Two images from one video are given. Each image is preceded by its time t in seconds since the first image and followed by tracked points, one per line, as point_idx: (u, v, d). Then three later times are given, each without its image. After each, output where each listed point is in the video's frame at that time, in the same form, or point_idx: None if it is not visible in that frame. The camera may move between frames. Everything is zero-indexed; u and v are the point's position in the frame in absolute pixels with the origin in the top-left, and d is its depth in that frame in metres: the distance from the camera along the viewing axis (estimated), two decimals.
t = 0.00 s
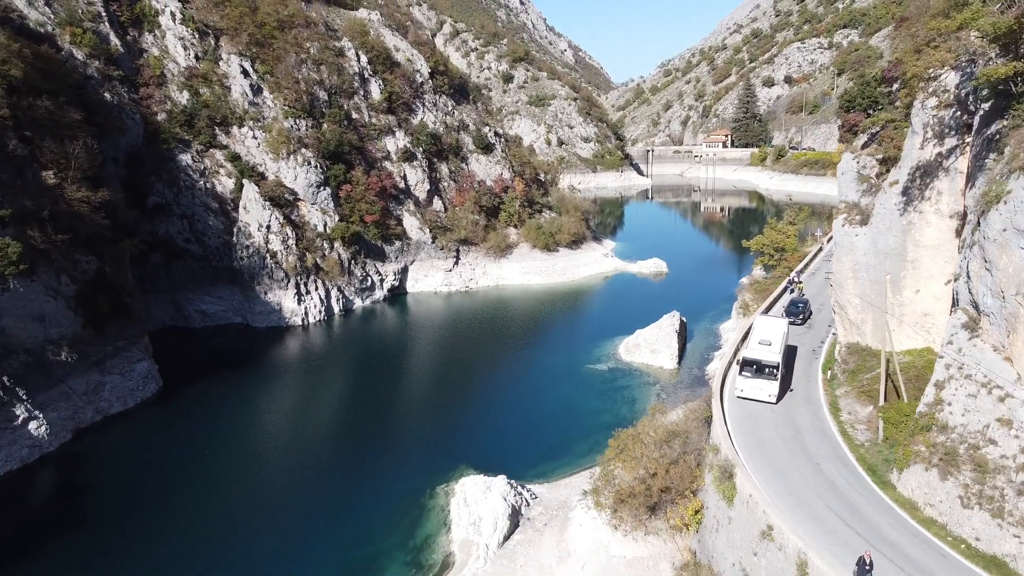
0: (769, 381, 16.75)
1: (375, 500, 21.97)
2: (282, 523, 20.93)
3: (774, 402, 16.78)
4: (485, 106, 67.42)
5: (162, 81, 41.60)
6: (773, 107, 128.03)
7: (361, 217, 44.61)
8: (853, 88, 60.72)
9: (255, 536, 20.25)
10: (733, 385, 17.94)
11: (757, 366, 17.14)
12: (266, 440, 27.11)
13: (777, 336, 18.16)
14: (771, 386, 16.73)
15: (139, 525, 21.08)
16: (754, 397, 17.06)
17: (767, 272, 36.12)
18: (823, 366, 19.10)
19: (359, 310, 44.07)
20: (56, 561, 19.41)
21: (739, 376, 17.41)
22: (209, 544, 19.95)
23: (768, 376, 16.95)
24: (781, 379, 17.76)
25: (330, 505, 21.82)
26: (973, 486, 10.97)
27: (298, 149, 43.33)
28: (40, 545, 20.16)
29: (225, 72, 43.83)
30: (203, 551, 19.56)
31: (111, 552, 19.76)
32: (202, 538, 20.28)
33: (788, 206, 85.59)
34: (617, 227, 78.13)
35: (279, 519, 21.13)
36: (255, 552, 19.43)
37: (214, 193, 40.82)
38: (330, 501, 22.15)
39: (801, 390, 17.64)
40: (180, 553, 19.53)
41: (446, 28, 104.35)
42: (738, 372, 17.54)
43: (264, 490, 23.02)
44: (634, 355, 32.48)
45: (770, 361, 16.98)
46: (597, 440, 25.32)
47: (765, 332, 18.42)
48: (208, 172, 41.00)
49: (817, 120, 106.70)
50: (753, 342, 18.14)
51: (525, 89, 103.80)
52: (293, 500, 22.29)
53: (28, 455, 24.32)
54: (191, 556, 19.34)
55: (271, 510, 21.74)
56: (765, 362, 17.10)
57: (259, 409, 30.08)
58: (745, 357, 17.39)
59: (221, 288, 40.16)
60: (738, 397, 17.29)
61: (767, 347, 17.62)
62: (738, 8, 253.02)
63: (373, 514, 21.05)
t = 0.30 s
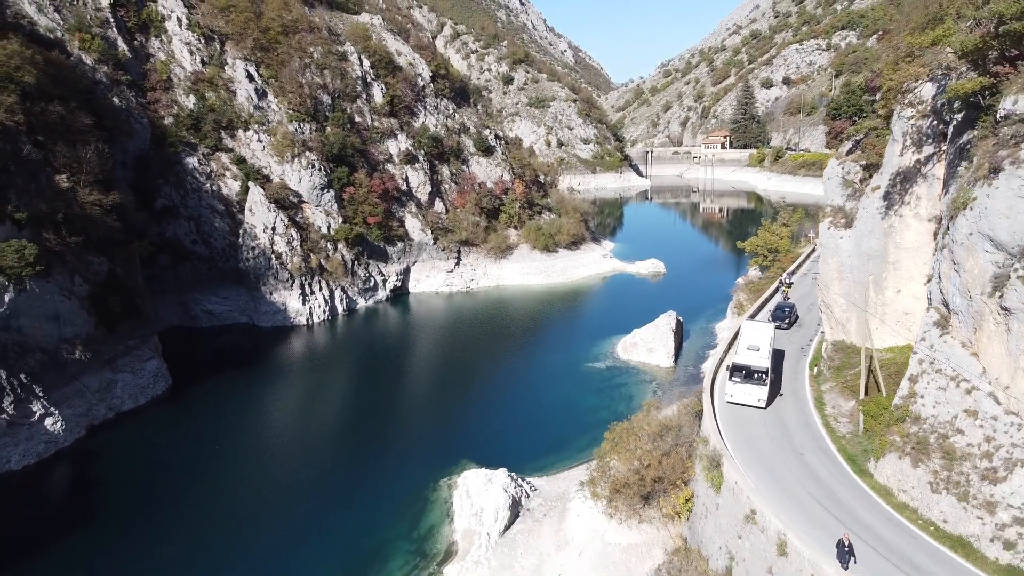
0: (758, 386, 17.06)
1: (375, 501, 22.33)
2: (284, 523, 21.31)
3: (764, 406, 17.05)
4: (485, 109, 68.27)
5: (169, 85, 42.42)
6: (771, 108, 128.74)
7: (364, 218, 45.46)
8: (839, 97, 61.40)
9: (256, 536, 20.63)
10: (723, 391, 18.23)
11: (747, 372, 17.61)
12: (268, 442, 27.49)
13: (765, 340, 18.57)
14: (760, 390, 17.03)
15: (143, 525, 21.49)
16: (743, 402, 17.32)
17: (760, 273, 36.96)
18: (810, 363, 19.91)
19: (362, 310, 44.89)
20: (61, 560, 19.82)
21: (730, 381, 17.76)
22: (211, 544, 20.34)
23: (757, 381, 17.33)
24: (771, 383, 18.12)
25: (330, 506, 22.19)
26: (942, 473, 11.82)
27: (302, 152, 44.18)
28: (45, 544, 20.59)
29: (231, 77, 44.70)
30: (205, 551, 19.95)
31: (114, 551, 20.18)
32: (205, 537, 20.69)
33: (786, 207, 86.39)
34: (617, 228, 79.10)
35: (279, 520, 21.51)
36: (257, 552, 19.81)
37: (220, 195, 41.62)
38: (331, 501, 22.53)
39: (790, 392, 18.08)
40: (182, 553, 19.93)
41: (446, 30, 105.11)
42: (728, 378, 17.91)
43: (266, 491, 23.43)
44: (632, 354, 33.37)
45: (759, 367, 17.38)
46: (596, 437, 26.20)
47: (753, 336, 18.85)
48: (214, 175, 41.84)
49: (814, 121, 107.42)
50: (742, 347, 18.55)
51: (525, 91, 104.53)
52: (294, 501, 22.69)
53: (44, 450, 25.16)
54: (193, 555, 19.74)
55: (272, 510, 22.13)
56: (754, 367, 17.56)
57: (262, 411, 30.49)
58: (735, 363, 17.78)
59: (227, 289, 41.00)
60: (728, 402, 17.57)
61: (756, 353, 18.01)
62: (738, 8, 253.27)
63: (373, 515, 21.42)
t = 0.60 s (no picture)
0: (750, 391, 17.15)
1: (375, 501, 22.76)
2: (284, 523, 21.72)
3: (755, 411, 17.20)
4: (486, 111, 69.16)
5: (176, 89, 43.26)
6: (769, 109, 129.44)
7: (367, 220, 46.24)
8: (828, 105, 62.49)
9: (257, 537, 21.05)
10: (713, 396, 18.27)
11: (737, 376, 17.59)
12: (269, 442, 27.91)
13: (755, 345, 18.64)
14: (751, 396, 17.14)
15: (145, 525, 21.92)
16: (735, 406, 17.43)
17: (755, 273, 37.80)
18: (798, 360, 20.75)
19: (365, 310, 45.73)
20: (65, 559, 20.27)
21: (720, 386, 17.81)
22: (212, 544, 20.76)
23: (748, 386, 17.40)
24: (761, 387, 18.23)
25: (332, 506, 22.66)
26: (914, 460, 12.66)
27: (306, 155, 45.01)
28: (49, 543, 21.04)
29: (236, 81, 45.54)
30: (206, 551, 20.37)
31: (117, 550, 20.62)
32: (206, 537, 21.13)
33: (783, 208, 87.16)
34: (617, 228, 80.05)
35: (280, 520, 21.92)
36: (257, 552, 20.22)
37: (225, 197, 42.44)
38: (331, 502, 22.94)
39: (780, 394, 18.37)
40: (184, 552, 20.37)
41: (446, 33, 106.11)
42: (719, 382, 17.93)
43: (267, 492, 23.85)
44: (629, 352, 34.24)
45: (750, 372, 17.44)
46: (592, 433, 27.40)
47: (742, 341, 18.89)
48: (220, 177, 42.67)
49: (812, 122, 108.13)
50: (733, 351, 18.60)
51: (525, 92, 105.33)
52: (295, 501, 23.12)
53: (60, 445, 26.05)
54: (195, 555, 20.17)
55: (273, 510, 22.55)
56: (744, 372, 17.56)
57: (263, 412, 30.93)
58: (726, 368, 17.79)
59: (233, 289, 41.86)
60: (720, 406, 17.67)
61: (746, 357, 18.08)
62: (738, 8, 253.47)
63: (373, 515, 21.85)
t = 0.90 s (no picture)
0: (742, 395, 17.35)
1: (377, 499, 23.26)
2: (285, 524, 22.08)
3: (748, 415, 17.40)
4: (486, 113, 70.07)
5: (182, 93, 44.09)
6: (768, 110, 130.24)
7: (370, 221, 47.04)
8: (813, 112, 63.61)
9: (258, 536, 21.42)
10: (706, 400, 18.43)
11: (730, 380, 17.79)
12: (269, 443, 28.27)
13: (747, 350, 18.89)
14: (744, 400, 17.35)
15: (147, 525, 22.30)
16: (728, 411, 17.59)
17: (750, 273, 38.63)
18: (787, 357, 21.59)
19: (368, 309, 46.56)
20: (67, 558, 20.65)
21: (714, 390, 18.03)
22: (214, 543, 21.13)
23: (741, 390, 17.63)
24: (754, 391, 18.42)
25: (334, 504, 23.17)
26: (890, 449, 13.52)
27: (311, 157, 45.85)
28: (52, 542, 21.44)
29: (241, 85, 46.38)
30: (208, 551, 20.76)
31: (120, 549, 21.02)
32: (210, 536, 21.58)
33: (781, 208, 87.90)
34: (616, 228, 80.97)
35: (280, 520, 22.29)
36: (258, 551, 20.60)
37: (231, 199, 43.23)
38: (330, 502, 23.27)
39: (771, 396, 18.74)
40: (188, 551, 20.82)
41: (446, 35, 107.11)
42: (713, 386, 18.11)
43: (269, 492, 24.24)
44: (627, 350, 35.06)
45: (743, 376, 17.67)
46: (589, 430, 28.57)
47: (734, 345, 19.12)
48: (226, 179, 43.50)
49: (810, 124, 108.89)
50: (725, 356, 18.82)
51: (525, 94, 106.18)
52: (298, 499, 23.62)
53: (75, 440, 26.88)
54: (197, 555, 20.55)
55: (273, 510, 22.91)
56: (737, 376, 17.75)
57: (264, 412, 31.32)
58: (719, 372, 17.98)
59: (239, 289, 42.74)
60: (713, 411, 17.83)
61: (738, 361, 18.36)
62: (738, 9, 253.28)
63: (374, 512, 22.36)
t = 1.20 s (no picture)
0: (738, 399, 17.53)
1: (379, 497, 23.74)
2: (288, 523, 22.38)
3: (743, 418, 17.63)
4: (487, 115, 70.91)
5: (188, 96, 44.92)
6: (766, 111, 130.94)
7: (372, 222, 47.88)
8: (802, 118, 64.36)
9: (262, 535, 21.80)
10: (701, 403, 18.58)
11: (725, 385, 17.86)
12: (273, 443, 28.72)
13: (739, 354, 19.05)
14: (739, 403, 17.54)
15: (151, 525, 22.59)
16: (723, 414, 17.82)
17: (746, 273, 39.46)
18: (777, 354, 22.43)
19: (371, 309, 47.39)
20: (75, 556, 21.01)
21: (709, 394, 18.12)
22: (216, 543, 21.39)
23: (736, 394, 17.78)
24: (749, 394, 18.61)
25: (338, 501, 23.64)
26: (869, 440, 14.37)
27: (314, 159, 46.71)
28: (58, 542, 21.75)
29: (246, 88, 47.23)
30: (211, 550, 21.02)
31: (127, 548, 21.40)
32: (217, 533, 22.02)
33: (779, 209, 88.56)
34: (615, 228, 81.84)
35: (283, 520, 22.57)
36: (260, 551, 20.87)
37: (237, 201, 44.06)
38: (333, 502, 23.57)
39: (762, 399, 19.05)
40: (195, 548, 21.24)
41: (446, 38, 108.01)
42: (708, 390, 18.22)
43: (273, 490, 24.68)
44: (624, 349, 35.92)
45: (737, 381, 17.75)
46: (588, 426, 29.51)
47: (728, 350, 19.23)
48: (231, 181, 44.32)
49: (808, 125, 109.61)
50: (718, 360, 18.93)
51: (525, 95, 107.03)
52: (302, 497, 24.08)
53: (88, 435, 27.71)
54: (200, 555, 20.82)
55: (276, 510, 23.20)
56: (732, 380, 17.82)
57: (268, 413, 31.70)
58: (714, 377, 18.02)
59: (244, 289, 43.54)
60: (709, 414, 18.05)
61: (732, 366, 18.45)
62: (738, 9, 253.81)
63: (378, 509, 22.85)
